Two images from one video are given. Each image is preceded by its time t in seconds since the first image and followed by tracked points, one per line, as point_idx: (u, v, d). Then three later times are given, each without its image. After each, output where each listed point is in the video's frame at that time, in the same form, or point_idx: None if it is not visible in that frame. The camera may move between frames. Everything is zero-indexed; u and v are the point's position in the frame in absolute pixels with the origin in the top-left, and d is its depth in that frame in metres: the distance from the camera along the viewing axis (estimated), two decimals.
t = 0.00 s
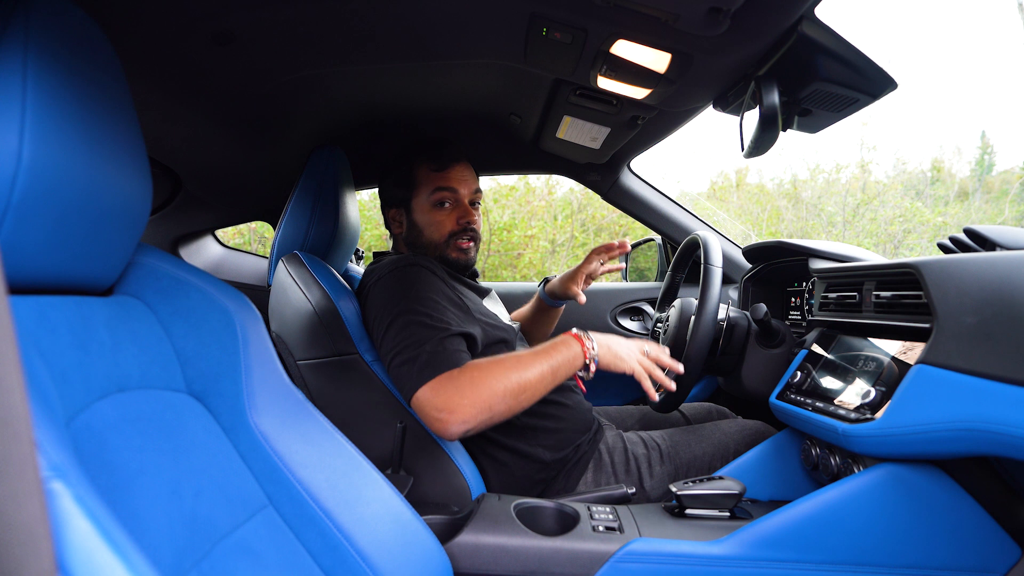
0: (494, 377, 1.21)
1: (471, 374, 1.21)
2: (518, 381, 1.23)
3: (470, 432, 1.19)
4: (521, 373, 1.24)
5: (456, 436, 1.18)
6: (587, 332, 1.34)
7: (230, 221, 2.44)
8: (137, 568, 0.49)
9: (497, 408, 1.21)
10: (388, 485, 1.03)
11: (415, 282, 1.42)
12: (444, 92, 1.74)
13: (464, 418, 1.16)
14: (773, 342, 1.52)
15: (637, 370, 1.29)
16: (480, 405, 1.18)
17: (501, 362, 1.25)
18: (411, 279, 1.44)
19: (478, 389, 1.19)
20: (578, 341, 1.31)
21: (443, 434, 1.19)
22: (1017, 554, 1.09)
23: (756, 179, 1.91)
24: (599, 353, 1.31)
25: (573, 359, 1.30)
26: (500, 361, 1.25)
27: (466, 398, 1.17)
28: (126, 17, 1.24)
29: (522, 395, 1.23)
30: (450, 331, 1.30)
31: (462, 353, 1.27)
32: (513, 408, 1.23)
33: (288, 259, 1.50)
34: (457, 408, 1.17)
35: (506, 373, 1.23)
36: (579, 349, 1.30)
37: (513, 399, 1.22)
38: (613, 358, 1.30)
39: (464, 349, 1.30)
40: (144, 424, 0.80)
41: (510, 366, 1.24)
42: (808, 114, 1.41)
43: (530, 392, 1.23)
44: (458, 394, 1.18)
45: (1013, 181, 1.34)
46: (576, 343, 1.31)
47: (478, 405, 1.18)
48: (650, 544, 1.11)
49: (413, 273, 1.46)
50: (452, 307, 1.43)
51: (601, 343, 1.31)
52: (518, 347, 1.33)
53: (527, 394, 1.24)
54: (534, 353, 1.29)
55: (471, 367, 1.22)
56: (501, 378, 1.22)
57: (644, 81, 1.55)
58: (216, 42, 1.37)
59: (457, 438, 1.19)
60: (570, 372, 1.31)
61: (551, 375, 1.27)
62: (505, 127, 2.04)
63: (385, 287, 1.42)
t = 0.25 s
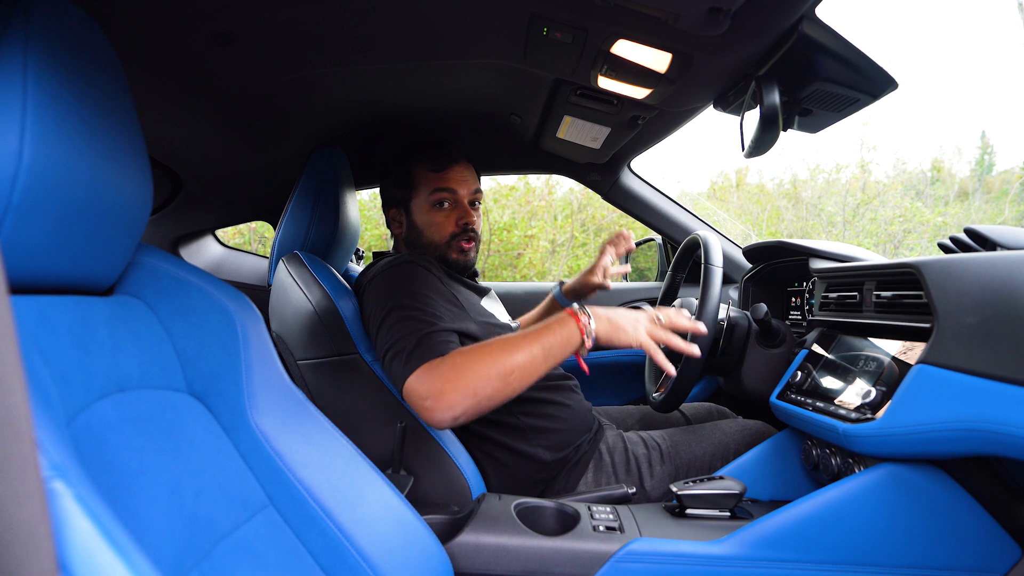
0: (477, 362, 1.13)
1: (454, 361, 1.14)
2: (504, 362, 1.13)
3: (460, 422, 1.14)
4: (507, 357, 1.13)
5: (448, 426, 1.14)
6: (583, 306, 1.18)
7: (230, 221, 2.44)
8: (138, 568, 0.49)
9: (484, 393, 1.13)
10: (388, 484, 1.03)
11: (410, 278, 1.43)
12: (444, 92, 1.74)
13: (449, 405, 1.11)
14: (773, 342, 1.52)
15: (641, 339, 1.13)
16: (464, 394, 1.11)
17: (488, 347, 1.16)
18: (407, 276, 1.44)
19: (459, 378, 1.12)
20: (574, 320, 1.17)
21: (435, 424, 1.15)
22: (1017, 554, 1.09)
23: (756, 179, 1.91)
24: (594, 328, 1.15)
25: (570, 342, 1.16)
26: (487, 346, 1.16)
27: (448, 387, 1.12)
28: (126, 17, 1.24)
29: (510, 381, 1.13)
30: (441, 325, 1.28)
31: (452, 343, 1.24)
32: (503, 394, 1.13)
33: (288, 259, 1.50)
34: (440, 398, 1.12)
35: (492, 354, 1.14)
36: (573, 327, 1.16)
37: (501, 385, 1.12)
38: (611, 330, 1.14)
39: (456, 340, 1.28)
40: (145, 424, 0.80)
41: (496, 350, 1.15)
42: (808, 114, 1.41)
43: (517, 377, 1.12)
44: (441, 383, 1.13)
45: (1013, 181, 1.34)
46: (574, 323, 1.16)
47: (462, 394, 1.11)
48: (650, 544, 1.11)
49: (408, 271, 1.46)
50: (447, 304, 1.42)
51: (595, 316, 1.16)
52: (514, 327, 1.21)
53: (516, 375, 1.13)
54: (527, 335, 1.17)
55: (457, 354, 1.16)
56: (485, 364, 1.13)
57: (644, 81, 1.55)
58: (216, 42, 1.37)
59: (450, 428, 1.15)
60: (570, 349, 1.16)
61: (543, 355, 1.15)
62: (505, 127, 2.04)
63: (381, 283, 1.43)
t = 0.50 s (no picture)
0: (476, 391, 1.16)
1: (452, 386, 1.17)
2: (502, 397, 1.17)
3: (446, 443, 1.16)
4: (506, 390, 1.18)
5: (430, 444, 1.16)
6: (590, 353, 1.22)
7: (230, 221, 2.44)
8: (138, 569, 0.49)
9: (476, 422, 1.16)
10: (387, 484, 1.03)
11: (412, 284, 1.42)
12: (444, 92, 1.74)
13: (440, 427, 1.14)
14: (773, 342, 1.51)
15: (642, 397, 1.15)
16: (458, 417, 1.14)
17: (489, 377, 1.20)
18: (409, 281, 1.43)
19: (457, 400, 1.15)
20: (578, 363, 1.21)
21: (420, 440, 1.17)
22: (1017, 554, 1.10)
23: (756, 179, 1.92)
24: (599, 378, 1.19)
25: (570, 382, 1.20)
26: (488, 376, 1.20)
27: (445, 408, 1.14)
28: (126, 17, 1.24)
29: (504, 414, 1.17)
30: (441, 338, 1.28)
31: (450, 359, 1.25)
32: (492, 425, 1.18)
33: (287, 259, 1.50)
34: (434, 416, 1.14)
35: (491, 386, 1.18)
36: (577, 370, 1.21)
37: (494, 417, 1.16)
38: (614, 385, 1.17)
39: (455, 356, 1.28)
40: (144, 424, 0.80)
41: (497, 380, 1.19)
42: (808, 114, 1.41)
43: (512, 411, 1.17)
44: (437, 403, 1.15)
45: (1014, 181, 1.34)
46: (575, 364, 1.22)
47: (455, 416, 1.14)
48: (650, 544, 1.11)
49: (410, 275, 1.45)
50: (449, 310, 1.42)
51: (601, 366, 1.19)
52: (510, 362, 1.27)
53: (510, 412, 1.18)
54: (529, 372, 1.22)
55: (456, 377, 1.19)
56: (484, 393, 1.17)
57: (644, 81, 1.54)
58: (216, 42, 1.37)
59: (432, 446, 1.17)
60: (569, 394, 1.20)
61: (541, 394, 1.19)
62: (505, 127, 2.04)
63: (382, 286, 1.42)
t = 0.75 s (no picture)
0: (515, 389, 1.19)
1: (489, 384, 1.20)
2: (539, 393, 1.21)
3: (486, 439, 1.19)
4: (544, 385, 1.21)
5: (471, 441, 1.19)
6: (624, 345, 1.26)
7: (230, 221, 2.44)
8: (138, 568, 0.49)
9: (514, 418, 1.19)
10: (387, 484, 1.03)
11: (421, 286, 1.43)
12: (444, 92, 1.75)
13: (480, 424, 1.16)
14: (773, 342, 1.52)
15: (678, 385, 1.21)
16: (499, 413, 1.17)
17: (523, 373, 1.23)
18: (416, 284, 1.44)
19: (497, 397, 1.18)
20: (612, 355, 1.26)
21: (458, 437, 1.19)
22: (1017, 554, 1.10)
23: (756, 179, 1.92)
24: (634, 366, 1.23)
25: (604, 374, 1.25)
26: (522, 372, 1.23)
27: (486, 405, 1.17)
28: (126, 17, 1.24)
29: (542, 410, 1.21)
30: (461, 340, 1.31)
31: (474, 360, 1.28)
32: (530, 420, 1.22)
33: (288, 260, 1.50)
34: (475, 414, 1.17)
35: (527, 383, 1.21)
36: (612, 363, 1.25)
37: (532, 411, 1.20)
38: (650, 372, 1.22)
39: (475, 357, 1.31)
40: (145, 424, 0.80)
41: (532, 376, 1.22)
42: (807, 114, 1.41)
43: (550, 407, 1.21)
44: (477, 400, 1.18)
45: (1014, 181, 1.34)
46: (609, 356, 1.26)
47: (496, 413, 1.17)
48: (650, 544, 1.11)
49: (418, 277, 1.46)
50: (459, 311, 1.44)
51: (634, 357, 1.23)
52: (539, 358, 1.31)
53: (545, 408, 1.22)
54: (564, 366, 1.25)
55: (491, 376, 1.22)
56: (522, 389, 1.20)
57: (643, 81, 1.55)
58: (216, 42, 1.37)
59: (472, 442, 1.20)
60: (602, 387, 1.25)
61: (577, 390, 1.23)
62: (505, 127, 2.04)
63: (391, 291, 1.43)
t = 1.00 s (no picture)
0: (588, 284, 1.21)
1: (562, 282, 1.22)
2: (618, 284, 1.20)
3: (565, 332, 1.22)
4: (623, 275, 1.20)
5: (550, 337, 1.23)
6: (702, 235, 1.22)
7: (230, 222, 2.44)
8: (138, 568, 0.49)
9: (594, 309, 1.21)
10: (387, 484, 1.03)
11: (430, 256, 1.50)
12: (444, 92, 1.75)
13: (561, 318, 1.20)
14: (773, 342, 1.52)
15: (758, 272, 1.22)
16: (574, 307, 1.20)
17: (599, 266, 1.23)
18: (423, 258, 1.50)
19: (571, 290, 1.21)
20: (692, 245, 1.22)
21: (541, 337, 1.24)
22: (1017, 554, 1.10)
23: (756, 179, 1.82)
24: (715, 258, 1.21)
25: (684, 266, 1.22)
26: (599, 265, 1.23)
27: (560, 299, 1.20)
28: (127, 17, 1.24)
29: (620, 301, 1.21)
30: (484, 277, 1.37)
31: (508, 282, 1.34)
32: (611, 311, 1.22)
33: (288, 259, 1.50)
34: (549, 309, 1.21)
35: (606, 275, 1.21)
36: (693, 254, 1.21)
37: (610, 303, 1.21)
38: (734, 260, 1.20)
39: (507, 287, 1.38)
40: (145, 423, 0.80)
41: (609, 269, 1.22)
42: (808, 114, 1.41)
43: (629, 296, 1.20)
44: (548, 298, 1.21)
45: (1013, 181, 1.34)
46: (690, 246, 1.22)
47: (571, 306, 1.20)
48: (651, 544, 1.11)
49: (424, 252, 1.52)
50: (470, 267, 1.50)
51: (718, 250, 1.20)
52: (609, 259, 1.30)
53: (626, 298, 1.21)
54: (642, 259, 1.22)
55: (563, 275, 1.23)
56: (596, 281, 1.21)
57: (644, 81, 1.54)
58: (216, 42, 1.37)
59: (551, 341, 1.24)
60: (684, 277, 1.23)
61: (657, 281, 1.21)
62: (505, 127, 2.04)
63: (406, 269, 1.49)
